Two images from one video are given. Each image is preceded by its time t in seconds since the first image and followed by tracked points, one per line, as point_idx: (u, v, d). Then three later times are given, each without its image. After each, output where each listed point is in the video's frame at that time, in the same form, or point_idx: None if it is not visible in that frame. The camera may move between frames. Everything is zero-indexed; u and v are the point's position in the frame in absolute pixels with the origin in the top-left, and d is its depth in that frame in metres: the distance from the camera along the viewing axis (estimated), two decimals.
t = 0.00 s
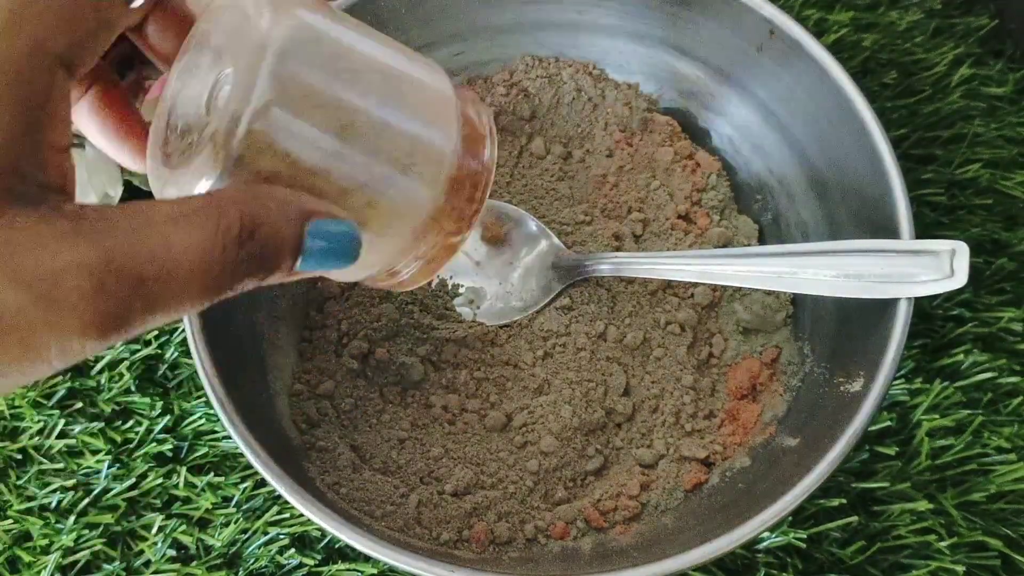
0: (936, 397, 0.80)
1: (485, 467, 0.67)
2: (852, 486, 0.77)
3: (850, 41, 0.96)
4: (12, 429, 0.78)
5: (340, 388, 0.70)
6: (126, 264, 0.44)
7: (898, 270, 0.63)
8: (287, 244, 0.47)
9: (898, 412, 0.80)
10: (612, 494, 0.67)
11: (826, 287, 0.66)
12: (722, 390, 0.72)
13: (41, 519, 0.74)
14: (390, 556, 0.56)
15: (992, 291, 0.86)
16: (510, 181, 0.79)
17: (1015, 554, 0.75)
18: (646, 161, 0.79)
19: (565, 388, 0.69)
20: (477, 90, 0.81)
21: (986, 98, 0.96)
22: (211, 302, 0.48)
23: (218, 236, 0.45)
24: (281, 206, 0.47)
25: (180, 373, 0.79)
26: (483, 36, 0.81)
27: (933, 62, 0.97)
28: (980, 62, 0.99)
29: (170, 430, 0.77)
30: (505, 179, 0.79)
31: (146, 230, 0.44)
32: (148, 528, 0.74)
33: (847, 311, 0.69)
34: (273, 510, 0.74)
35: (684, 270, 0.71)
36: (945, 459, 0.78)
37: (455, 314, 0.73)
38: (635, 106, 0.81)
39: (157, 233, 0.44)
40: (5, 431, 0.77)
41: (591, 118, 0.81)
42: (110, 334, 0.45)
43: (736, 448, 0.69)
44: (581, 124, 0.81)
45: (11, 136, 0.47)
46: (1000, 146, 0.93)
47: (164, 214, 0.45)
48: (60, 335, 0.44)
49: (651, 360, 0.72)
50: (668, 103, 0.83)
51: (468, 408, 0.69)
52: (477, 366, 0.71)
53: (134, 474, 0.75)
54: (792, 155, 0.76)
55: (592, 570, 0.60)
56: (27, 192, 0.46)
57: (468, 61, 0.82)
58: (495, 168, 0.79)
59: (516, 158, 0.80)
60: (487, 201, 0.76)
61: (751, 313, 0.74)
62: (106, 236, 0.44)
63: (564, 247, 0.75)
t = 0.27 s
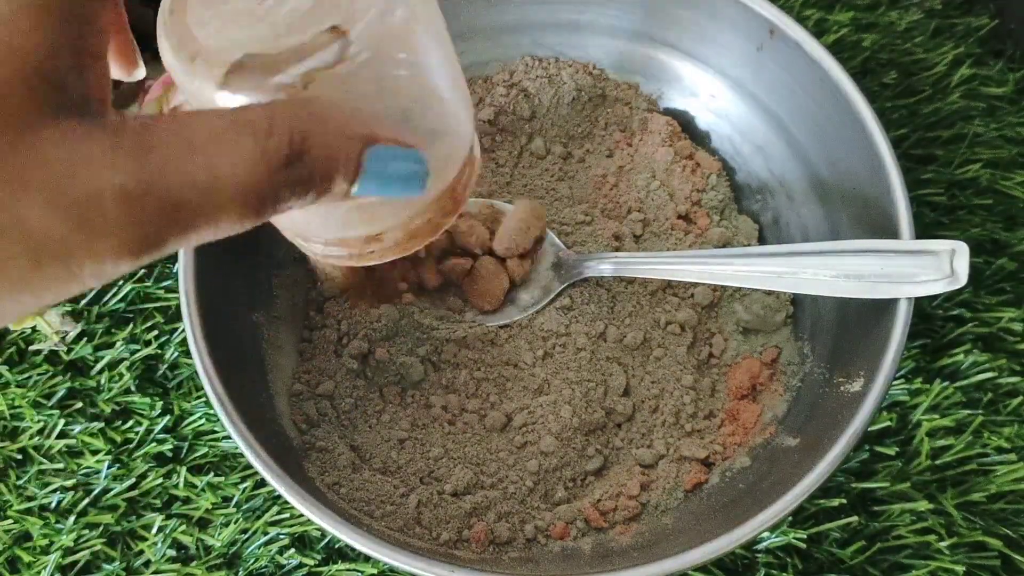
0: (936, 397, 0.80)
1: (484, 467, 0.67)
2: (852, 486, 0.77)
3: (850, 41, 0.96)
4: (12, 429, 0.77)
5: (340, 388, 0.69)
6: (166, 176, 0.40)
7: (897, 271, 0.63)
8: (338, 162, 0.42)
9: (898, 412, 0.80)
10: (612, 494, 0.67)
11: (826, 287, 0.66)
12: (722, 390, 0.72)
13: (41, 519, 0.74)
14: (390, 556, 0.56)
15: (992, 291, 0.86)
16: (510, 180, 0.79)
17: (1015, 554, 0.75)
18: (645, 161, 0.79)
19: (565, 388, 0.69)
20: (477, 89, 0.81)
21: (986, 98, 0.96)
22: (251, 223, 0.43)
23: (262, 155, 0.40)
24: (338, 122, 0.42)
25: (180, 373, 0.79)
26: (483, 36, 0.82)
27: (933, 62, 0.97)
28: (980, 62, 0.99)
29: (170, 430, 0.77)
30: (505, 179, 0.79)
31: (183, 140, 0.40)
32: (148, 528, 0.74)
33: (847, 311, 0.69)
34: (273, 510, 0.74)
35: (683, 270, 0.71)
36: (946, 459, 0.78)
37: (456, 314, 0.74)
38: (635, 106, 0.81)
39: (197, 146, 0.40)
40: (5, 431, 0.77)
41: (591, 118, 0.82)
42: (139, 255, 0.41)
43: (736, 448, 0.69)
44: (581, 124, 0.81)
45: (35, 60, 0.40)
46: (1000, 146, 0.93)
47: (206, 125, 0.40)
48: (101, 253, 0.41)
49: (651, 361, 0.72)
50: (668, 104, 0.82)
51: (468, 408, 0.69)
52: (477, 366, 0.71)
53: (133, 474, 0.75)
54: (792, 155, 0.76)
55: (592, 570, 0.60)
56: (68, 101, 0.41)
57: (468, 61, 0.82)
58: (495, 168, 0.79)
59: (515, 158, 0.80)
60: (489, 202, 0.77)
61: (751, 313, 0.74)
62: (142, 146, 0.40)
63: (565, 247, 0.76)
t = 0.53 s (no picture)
0: (936, 397, 0.80)
1: (484, 467, 0.67)
2: (852, 486, 0.77)
3: (850, 41, 0.96)
4: (12, 429, 0.77)
5: (340, 388, 0.69)
6: (194, 162, 0.37)
7: (897, 271, 0.63)
8: (383, 104, 0.38)
9: (898, 412, 0.80)
10: (612, 494, 0.67)
11: (826, 287, 0.66)
12: (722, 390, 0.72)
13: (41, 519, 0.74)
14: (390, 556, 0.56)
15: (992, 291, 0.86)
16: (510, 180, 0.79)
17: (1015, 554, 0.75)
18: (645, 161, 0.79)
19: (565, 388, 0.69)
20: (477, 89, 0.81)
21: (986, 98, 0.96)
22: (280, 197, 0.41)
23: (290, 118, 0.36)
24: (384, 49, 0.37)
25: (180, 373, 0.79)
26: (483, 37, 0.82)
27: (933, 62, 0.97)
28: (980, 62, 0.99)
29: (170, 430, 0.77)
30: (504, 179, 0.79)
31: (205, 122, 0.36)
32: (148, 528, 0.74)
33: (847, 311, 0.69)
34: (273, 510, 0.74)
35: (683, 270, 0.71)
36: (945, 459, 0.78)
37: (455, 314, 0.73)
38: (635, 106, 0.81)
39: (216, 122, 0.36)
40: (5, 431, 0.77)
41: (591, 118, 0.81)
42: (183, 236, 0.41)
43: (736, 448, 0.69)
44: (581, 123, 0.81)
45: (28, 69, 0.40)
46: (1000, 146, 0.93)
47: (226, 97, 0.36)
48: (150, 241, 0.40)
49: (651, 361, 0.72)
50: (668, 104, 0.82)
51: (468, 408, 0.69)
52: (476, 366, 0.71)
53: (133, 474, 0.75)
54: (792, 155, 0.76)
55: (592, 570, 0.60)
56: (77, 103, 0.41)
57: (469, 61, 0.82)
58: (495, 168, 0.79)
59: (516, 157, 0.80)
60: (490, 201, 0.77)
61: (751, 313, 0.74)
62: (173, 142, 0.36)
63: (565, 247, 0.75)
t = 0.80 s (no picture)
0: (935, 397, 0.80)
1: (484, 467, 0.67)
2: (852, 486, 0.77)
3: (850, 41, 0.96)
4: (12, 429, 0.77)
5: (340, 388, 0.69)
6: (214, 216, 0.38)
7: (897, 271, 0.63)
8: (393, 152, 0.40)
9: (898, 412, 0.80)
10: (612, 494, 0.67)
11: (826, 287, 0.66)
12: (722, 390, 0.72)
13: (40, 519, 0.74)
14: (389, 556, 0.56)
15: (992, 291, 0.86)
16: (510, 180, 0.79)
17: (1015, 554, 0.75)
18: (645, 161, 0.79)
19: (565, 388, 0.69)
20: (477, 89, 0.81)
21: (986, 98, 0.96)
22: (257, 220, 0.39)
23: (302, 174, 0.39)
24: None
25: (180, 373, 0.79)
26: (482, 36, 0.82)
27: (933, 62, 0.97)
28: (980, 62, 0.99)
29: (170, 430, 0.77)
30: (504, 179, 0.79)
31: (132, 177, 0.40)
32: (148, 528, 0.74)
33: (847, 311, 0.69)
34: (273, 510, 0.74)
35: (683, 270, 0.71)
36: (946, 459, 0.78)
37: (455, 313, 0.73)
38: (635, 106, 0.81)
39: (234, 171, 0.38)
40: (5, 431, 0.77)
41: (591, 118, 0.81)
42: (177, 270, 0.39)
43: (736, 448, 0.69)
44: (581, 123, 0.81)
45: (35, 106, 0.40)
46: (1000, 146, 0.93)
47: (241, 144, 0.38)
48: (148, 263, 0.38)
49: (651, 361, 0.72)
50: (668, 104, 0.82)
51: (468, 408, 0.69)
52: (476, 366, 0.71)
53: (133, 474, 0.75)
54: (792, 155, 0.76)
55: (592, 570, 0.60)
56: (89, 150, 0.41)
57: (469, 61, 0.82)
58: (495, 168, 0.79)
59: (516, 158, 0.79)
60: (489, 201, 0.77)
61: (751, 313, 0.74)
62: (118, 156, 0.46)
63: (565, 247, 0.75)
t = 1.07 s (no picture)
0: (936, 397, 0.79)
1: (484, 467, 0.67)
2: (853, 486, 0.77)
3: (851, 41, 0.96)
4: (12, 429, 0.77)
5: (339, 388, 0.69)
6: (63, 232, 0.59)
7: (897, 271, 0.63)
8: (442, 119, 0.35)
9: (899, 413, 0.80)
10: (612, 494, 0.67)
11: (826, 287, 0.66)
12: (722, 390, 0.72)
13: (40, 519, 0.73)
14: (390, 556, 0.56)
15: (992, 291, 0.86)
16: (510, 180, 0.79)
17: (1015, 554, 0.75)
18: (645, 162, 0.79)
19: (565, 388, 0.69)
20: (477, 89, 0.81)
21: (986, 98, 0.96)
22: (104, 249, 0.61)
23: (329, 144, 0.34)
24: None
25: (180, 373, 0.79)
26: (482, 37, 0.80)
27: (933, 62, 0.97)
28: (980, 62, 0.99)
29: (170, 430, 0.77)
30: (504, 179, 0.79)
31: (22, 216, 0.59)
32: (148, 528, 0.74)
33: (847, 311, 0.69)
34: (273, 510, 0.74)
35: (684, 270, 0.71)
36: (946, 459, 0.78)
37: (456, 313, 0.73)
38: (635, 106, 0.81)
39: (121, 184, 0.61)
40: (5, 431, 0.77)
41: (591, 118, 0.81)
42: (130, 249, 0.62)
43: (736, 448, 0.69)
44: (581, 124, 0.81)
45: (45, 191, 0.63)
46: (1000, 146, 0.93)
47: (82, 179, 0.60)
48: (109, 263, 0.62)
49: (651, 360, 0.72)
50: (668, 104, 0.82)
51: (468, 408, 0.69)
52: (476, 366, 0.71)
53: (133, 474, 0.75)
54: (792, 155, 0.76)
55: (592, 570, 0.60)
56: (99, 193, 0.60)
57: (470, 60, 0.81)
58: (495, 168, 0.80)
59: (516, 157, 0.80)
60: (489, 201, 0.77)
61: (751, 313, 0.74)
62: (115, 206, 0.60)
63: (565, 247, 0.75)
